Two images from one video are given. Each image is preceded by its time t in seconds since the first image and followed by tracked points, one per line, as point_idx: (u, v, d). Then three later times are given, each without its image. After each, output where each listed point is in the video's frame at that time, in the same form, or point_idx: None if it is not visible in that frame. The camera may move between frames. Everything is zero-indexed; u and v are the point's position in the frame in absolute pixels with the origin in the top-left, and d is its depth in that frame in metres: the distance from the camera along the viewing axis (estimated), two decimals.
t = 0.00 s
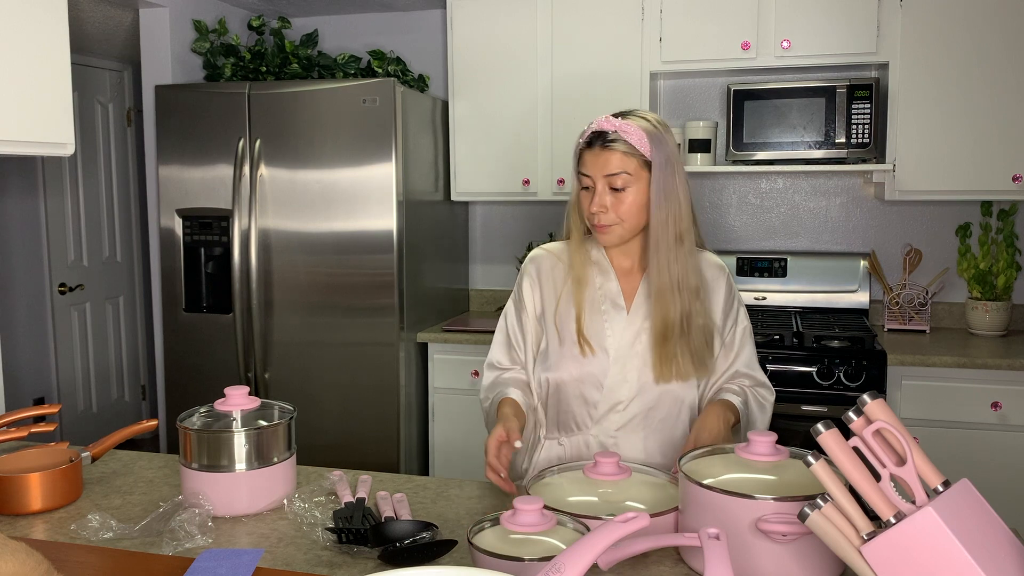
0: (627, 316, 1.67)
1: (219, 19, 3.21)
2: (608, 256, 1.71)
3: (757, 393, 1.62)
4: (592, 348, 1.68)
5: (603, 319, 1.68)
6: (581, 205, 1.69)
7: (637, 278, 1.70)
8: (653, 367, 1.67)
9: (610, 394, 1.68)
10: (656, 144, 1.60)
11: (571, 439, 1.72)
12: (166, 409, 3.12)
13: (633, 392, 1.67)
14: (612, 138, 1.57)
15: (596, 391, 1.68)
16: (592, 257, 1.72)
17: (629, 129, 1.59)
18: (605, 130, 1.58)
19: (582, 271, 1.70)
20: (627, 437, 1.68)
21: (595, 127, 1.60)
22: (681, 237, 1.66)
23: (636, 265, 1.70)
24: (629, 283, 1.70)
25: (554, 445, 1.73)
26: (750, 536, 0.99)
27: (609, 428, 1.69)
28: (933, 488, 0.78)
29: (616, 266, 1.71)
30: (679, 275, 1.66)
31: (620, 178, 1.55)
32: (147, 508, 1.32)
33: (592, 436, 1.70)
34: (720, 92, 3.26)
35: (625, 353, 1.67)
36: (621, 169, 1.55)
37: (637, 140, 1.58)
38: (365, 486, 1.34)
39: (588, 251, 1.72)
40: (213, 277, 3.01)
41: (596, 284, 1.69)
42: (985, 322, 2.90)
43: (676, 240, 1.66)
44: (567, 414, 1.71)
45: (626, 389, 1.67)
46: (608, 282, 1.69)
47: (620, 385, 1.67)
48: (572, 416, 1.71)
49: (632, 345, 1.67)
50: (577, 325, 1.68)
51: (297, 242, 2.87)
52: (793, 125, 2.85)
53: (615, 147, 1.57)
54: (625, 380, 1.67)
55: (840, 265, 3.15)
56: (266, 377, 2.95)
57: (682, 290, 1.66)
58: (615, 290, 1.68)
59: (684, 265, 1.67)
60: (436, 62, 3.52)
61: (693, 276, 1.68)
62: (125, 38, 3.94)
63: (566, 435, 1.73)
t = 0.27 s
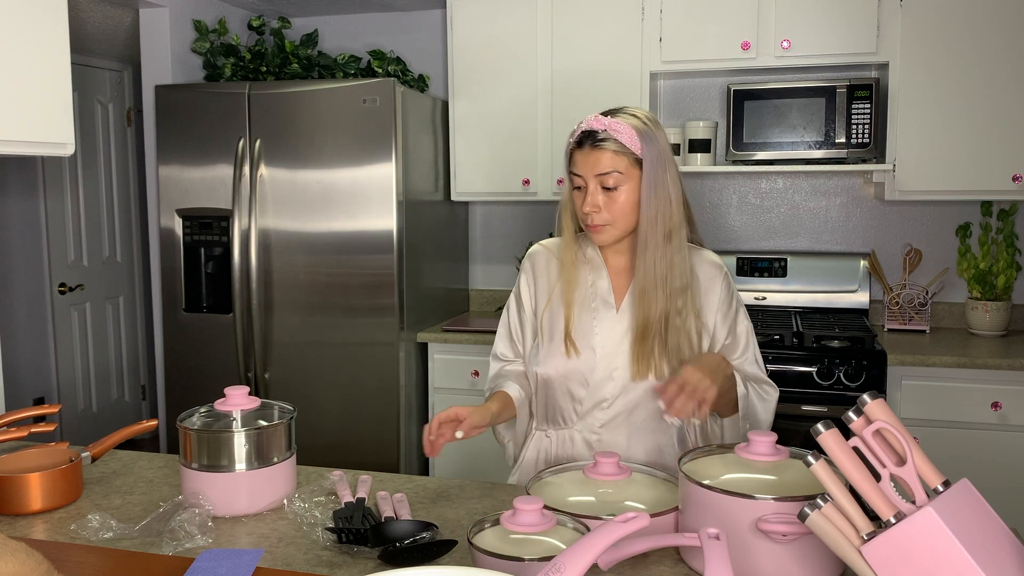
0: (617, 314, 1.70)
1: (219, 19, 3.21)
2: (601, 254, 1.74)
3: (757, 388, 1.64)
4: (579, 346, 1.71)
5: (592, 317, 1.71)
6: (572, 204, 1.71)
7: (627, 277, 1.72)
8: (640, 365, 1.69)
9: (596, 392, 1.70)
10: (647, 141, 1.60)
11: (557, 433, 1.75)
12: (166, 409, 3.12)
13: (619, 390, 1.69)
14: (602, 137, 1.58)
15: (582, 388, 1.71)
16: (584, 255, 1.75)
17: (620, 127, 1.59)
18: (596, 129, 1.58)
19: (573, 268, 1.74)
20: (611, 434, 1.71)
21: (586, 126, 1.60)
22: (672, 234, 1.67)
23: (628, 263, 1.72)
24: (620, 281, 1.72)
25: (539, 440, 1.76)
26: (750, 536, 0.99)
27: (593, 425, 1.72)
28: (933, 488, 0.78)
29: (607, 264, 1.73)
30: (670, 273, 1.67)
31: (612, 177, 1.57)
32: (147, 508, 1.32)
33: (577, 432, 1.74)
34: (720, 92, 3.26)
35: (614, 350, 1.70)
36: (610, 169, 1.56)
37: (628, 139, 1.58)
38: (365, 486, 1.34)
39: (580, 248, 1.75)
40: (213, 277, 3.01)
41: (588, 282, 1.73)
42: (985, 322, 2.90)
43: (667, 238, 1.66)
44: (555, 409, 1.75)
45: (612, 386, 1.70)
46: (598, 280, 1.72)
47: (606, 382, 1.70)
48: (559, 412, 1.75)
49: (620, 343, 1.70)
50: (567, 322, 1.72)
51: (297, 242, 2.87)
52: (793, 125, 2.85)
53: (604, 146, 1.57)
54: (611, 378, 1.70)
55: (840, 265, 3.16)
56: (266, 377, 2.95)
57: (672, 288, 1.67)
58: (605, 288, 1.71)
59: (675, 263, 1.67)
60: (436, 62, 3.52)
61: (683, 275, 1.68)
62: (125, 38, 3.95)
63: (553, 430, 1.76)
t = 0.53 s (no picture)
0: (600, 312, 1.72)
1: (219, 19, 3.21)
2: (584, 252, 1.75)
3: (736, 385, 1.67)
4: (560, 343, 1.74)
5: (573, 315, 1.73)
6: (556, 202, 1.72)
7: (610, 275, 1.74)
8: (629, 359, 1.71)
9: (577, 389, 1.73)
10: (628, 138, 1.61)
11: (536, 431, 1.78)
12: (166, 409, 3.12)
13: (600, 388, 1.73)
14: (584, 134, 1.59)
15: (564, 384, 1.74)
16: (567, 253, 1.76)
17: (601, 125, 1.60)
18: (579, 126, 1.59)
19: (556, 267, 1.75)
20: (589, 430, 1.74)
21: (569, 123, 1.61)
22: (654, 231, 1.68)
23: (611, 261, 1.74)
24: (602, 279, 1.74)
25: (520, 439, 1.78)
26: (750, 536, 0.99)
27: (572, 423, 1.75)
28: (933, 488, 0.78)
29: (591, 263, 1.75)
30: (652, 270, 1.69)
31: (594, 174, 1.57)
32: (147, 508, 1.32)
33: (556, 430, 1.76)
34: (720, 92, 3.26)
35: (596, 348, 1.72)
36: (592, 166, 1.57)
37: (609, 136, 1.59)
38: (365, 486, 1.33)
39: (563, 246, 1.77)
40: (213, 277, 3.01)
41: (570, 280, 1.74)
42: (985, 322, 2.90)
43: (650, 236, 1.67)
44: (536, 406, 1.77)
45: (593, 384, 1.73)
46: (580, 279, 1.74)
47: (588, 379, 1.73)
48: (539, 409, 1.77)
49: (601, 341, 1.72)
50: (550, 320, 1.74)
51: (298, 242, 2.87)
52: (793, 125, 2.85)
53: (587, 144, 1.58)
54: (592, 375, 1.72)
55: (840, 265, 3.16)
56: (266, 378, 2.95)
57: (655, 285, 1.69)
58: (587, 286, 1.73)
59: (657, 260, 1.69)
60: (436, 62, 3.52)
61: (667, 272, 1.70)
62: (125, 38, 3.95)
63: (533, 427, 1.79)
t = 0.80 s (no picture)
0: (568, 309, 1.76)
1: (219, 19, 3.21)
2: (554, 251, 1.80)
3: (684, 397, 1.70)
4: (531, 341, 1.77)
5: (542, 313, 1.77)
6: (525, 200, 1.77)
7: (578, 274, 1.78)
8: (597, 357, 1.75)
9: (545, 386, 1.77)
10: (595, 136, 1.66)
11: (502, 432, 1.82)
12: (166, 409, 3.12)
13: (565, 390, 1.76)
14: (551, 133, 1.64)
15: (534, 382, 1.78)
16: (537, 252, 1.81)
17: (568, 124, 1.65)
18: (546, 125, 1.65)
19: (525, 266, 1.80)
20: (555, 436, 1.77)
21: (536, 122, 1.67)
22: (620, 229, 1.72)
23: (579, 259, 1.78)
24: (570, 278, 1.79)
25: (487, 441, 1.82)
26: (750, 537, 0.99)
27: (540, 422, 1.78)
28: (933, 488, 0.78)
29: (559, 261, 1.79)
30: (619, 267, 1.72)
31: (560, 171, 1.63)
32: (147, 508, 1.32)
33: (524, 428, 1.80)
34: (720, 92, 3.26)
35: (564, 345, 1.76)
36: (559, 164, 1.63)
37: (576, 134, 1.64)
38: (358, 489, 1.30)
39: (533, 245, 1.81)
40: (213, 277, 3.01)
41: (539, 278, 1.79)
42: (985, 322, 2.90)
43: (616, 234, 1.71)
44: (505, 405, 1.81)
45: (561, 384, 1.76)
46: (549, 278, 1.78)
47: (557, 376, 1.76)
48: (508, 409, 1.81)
49: (569, 339, 1.76)
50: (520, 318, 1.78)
51: (298, 242, 2.87)
52: (793, 125, 2.85)
53: (553, 142, 1.64)
54: (561, 372, 1.76)
55: (840, 265, 3.16)
56: (266, 377, 2.95)
57: (620, 283, 1.72)
58: (556, 284, 1.78)
59: (622, 259, 1.72)
60: (437, 62, 3.52)
61: (634, 270, 1.73)
62: (125, 38, 3.95)
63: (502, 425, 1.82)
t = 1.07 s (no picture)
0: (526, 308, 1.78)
1: (219, 19, 3.21)
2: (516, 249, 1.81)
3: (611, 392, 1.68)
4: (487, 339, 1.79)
5: (499, 312, 1.79)
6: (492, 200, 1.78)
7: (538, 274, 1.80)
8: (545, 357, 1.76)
9: (499, 385, 1.78)
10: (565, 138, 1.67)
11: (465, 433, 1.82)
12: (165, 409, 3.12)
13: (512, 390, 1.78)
14: (522, 135, 1.65)
15: (487, 381, 1.79)
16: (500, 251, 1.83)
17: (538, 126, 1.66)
18: (517, 128, 1.66)
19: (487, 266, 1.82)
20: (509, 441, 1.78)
21: (506, 125, 1.67)
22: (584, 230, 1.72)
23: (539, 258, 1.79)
24: (530, 278, 1.80)
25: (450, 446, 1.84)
26: (750, 536, 0.99)
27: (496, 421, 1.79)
28: (933, 488, 0.79)
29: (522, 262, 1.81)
30: (578, 267, 1.73)
31: (532, 174, 1.64)
32: (147, 508, 1.32)
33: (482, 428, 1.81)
34: (720, 92, 3.26)
35: (519, 344, 1.77)
36: (531, 167, 1.64)
37: (546, 135, 1.65)
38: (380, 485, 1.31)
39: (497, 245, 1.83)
40: (213, 277, 3.01)
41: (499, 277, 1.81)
42: (985, 322, 2.90)
43: (579, 235, 1.72)
44: (465, 404, 1.82)
45: (514, 382, 1.78)
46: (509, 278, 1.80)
47: (511, 375, 1.78)
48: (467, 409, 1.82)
49: (521, 338, 1.78)
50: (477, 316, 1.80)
51: (298, 242, 2.87)
52: (793, 125, 2.85)
53: (524, 145, 1.64)
54: (515, 370, 1.78)
55: (840, 265, 3.16)
56: (266, 377, 2.95)
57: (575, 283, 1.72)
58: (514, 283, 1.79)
59: (581, 260, 1.72)
60: (436, 62, 3.52)
61: (591, 271, 1.73)
62: (125, 38, 3.95)
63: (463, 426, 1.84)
